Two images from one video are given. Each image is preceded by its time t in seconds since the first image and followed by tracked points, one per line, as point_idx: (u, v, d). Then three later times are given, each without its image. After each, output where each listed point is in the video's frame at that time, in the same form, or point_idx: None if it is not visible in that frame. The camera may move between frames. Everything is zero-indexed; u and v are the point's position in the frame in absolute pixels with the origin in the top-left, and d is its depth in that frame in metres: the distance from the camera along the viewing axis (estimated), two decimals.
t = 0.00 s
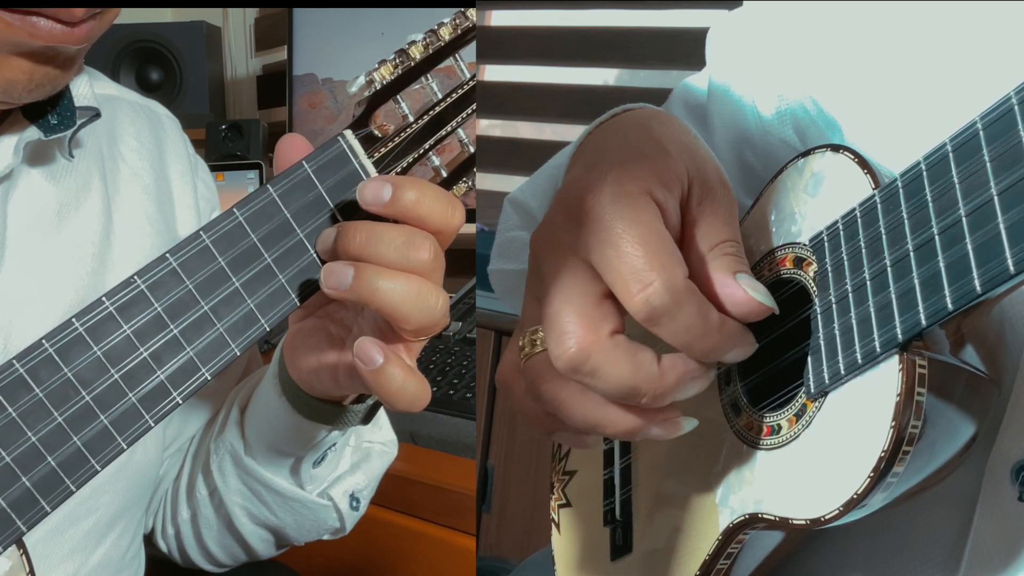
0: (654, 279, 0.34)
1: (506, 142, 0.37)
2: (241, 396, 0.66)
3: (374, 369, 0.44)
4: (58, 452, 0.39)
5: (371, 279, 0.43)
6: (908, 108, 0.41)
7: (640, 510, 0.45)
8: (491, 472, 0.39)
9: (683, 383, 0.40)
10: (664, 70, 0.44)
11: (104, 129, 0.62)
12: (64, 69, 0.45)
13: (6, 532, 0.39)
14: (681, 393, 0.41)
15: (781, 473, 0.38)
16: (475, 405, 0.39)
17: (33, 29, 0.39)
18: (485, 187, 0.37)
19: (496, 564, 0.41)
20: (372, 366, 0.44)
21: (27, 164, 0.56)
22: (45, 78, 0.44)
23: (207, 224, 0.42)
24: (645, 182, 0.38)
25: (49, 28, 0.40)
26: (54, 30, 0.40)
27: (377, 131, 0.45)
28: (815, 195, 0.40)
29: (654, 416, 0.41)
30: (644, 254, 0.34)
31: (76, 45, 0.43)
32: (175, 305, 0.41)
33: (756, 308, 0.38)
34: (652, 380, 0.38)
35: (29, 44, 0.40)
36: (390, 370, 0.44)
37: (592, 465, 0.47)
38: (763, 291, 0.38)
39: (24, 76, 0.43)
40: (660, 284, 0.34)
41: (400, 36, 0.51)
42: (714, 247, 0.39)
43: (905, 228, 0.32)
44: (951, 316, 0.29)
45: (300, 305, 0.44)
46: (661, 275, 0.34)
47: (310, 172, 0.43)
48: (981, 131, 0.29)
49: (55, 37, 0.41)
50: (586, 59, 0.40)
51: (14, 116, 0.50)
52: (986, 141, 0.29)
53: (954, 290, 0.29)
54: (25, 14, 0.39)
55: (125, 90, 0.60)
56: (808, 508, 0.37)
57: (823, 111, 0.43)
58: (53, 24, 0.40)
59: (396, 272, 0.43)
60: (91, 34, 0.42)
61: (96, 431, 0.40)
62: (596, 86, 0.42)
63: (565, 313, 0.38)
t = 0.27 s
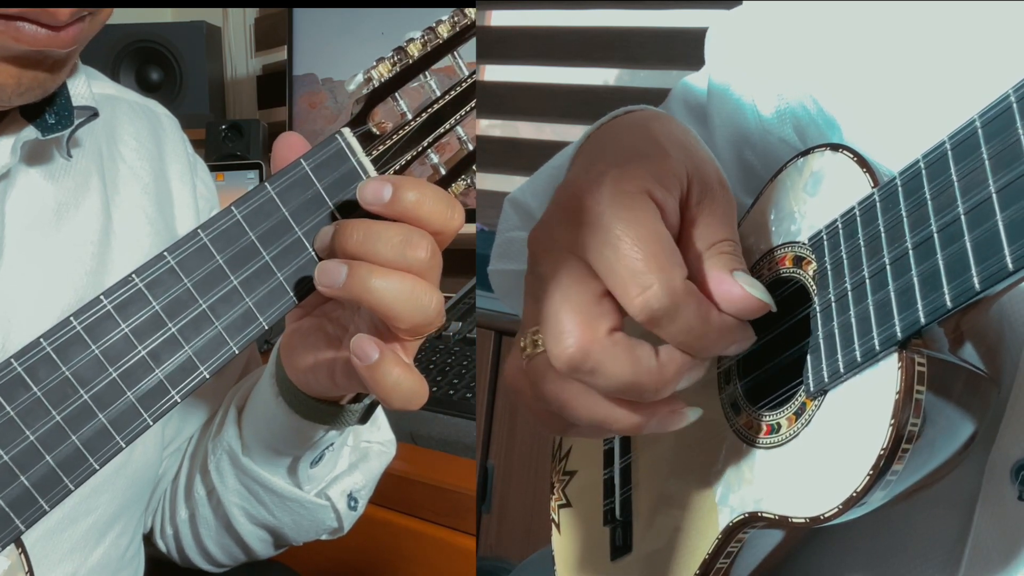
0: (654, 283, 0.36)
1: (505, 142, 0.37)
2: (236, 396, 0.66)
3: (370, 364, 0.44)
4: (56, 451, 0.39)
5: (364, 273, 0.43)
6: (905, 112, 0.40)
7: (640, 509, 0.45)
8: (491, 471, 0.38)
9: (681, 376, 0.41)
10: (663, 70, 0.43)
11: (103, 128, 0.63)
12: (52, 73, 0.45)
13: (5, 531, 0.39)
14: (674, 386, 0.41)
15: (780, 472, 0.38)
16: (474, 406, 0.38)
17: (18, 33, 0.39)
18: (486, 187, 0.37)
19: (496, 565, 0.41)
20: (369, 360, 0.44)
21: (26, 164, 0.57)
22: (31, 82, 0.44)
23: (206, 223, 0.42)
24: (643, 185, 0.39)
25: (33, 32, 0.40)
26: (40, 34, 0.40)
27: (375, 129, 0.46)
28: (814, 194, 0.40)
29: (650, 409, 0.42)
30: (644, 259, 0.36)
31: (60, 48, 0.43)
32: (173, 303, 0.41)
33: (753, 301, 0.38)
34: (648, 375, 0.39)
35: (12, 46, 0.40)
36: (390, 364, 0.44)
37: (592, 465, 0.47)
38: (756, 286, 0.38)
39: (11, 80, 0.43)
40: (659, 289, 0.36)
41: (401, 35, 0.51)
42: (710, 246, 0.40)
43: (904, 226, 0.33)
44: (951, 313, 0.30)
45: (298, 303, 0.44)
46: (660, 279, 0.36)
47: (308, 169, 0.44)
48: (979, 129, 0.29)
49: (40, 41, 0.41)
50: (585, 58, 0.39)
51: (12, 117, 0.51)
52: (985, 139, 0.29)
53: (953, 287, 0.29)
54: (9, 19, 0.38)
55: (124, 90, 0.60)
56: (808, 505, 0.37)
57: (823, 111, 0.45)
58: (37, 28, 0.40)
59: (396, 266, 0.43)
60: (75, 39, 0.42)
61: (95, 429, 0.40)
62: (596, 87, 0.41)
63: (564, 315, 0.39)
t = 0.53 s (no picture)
0: (662, 278, 0.34)
1: (506, 141, 0.38)
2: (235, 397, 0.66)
3: (364, 354, 0.43)
4: (51, 449, 0.40)
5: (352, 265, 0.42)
6: (908, 111, 0.40)
7: (640, 508, 0.45)
8: (491, 472, 0.39)
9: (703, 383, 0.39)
10: (663, 70, 0.44)
11: (98, 127, 0.64)
12: (41, 70, 0.47)
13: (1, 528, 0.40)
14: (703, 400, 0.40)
15: (782, 469, 0.38)
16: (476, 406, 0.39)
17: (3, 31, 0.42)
18: (486, 187, 0.38)
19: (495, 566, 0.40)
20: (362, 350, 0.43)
21: (19, 163, 0.57)
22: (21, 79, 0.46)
23: (201, 219, 0.43)
24: (650, 180, 0.38)
25: (19, 31, 0.42)
26: (24, 31, 0.43)
27: (370, 125, 0.45)
28: (814, 191, 0.40)
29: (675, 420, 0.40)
30: (652, 253, 0.35)
31: (47, 46, 0.45)
32: (168, 300, 0.42)
33: (766, 290, 0.37)
34: (671, 386, 0.38)
35: None
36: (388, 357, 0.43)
37: (591, 464, 0.47)
38: (768, 271, 0.38)
39: None
40: (667, 283, 0.34)
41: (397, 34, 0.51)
42: (717, 241, 0.38)
43: (904, 223, 0.33)
44: (950, 309, 0.30)
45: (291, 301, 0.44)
46: (668, 273, 0.34)
47: (303, 166, 0.44)
48: (978, 125, 0.29)
49: (25, 38, 0.43)
50: (586, 59, 0.39)
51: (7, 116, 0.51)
52: (983, 136, 0.29)
53: (953, 284, 0.29)
54: None
55: (119, 89, 0.63)
56: (809, 501, 0.37)
57: (823, 111, 0.44)
58: (22, 26, 0.42)
59: (379, 261, 0.42)
60: (60, 36, 0.45)
61: (90, 426, 0.41)
62: (596, 87, 0.41)
63: (585, 311, 0.37)
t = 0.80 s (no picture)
0: (678, 270, 0.34)
1: (505, 142, 0.36)
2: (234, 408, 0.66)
3: (270, 369, 0.43)
4: (45, 444, 0.42)
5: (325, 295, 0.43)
6: (904, 107, 0.40)
7: (638, 505, 0.45)
8: (491, 472, 0.37)
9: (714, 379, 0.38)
10: (663, 70, 0.43)
11: (98, 126, 0.66)
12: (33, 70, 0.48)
13: None
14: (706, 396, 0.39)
15: (772, 462, 0.38)
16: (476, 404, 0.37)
17: None
18: (485, 187, 0.36)
19: (496, 565, 0.38)
20: (263, 368, 0.43)
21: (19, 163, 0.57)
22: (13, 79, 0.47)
23: (197, 211, 0.44)
24: (656, 174, 0.37)
25: (11, 32, 0.43)
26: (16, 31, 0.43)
27: (370, 112, 0.48)
28: (804, 186, 0.40)
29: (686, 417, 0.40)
30: (664, 246, 0.35)
31: (40, 46, 0.45)
32: (164, 292, 0.43)
33: (795, 265, 0.36)
34: (703, 377, 0.37)
35: None
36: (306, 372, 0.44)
37: (591, 463, 0.47)
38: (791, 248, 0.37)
39: None
40: (682, 275, 0.34)
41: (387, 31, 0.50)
42: (732, 232, 0.37)
43: (890, 213, 0.32)
44: (937, 298, 0.30)
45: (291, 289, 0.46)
46: (682, 266, 0.34)
47: (300, 155, 0.46)
48: (961, 115, 0.29)
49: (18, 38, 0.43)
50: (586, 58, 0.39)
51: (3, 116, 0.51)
52: (967, 124, 0.29)
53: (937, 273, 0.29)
54: None
55: (118, 87, 0.66)
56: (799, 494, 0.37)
57: (824, 112, 0.43)
58: (13, 26, 0.42)
59: (350, 293, 0.44)
60: (53, 36, 0.45)
61: (85, 421, 0.43)
62: (597, 87, 0.41)
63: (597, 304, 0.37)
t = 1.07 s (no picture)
0: (669, 272, 0.35)
1: (504, 143, 0.37)
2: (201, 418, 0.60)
3: (181, 363, 0.42)
4: (41, 445, 0.42)
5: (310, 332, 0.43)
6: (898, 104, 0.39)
7: (636, 504, 0.45)
8: (491, 472, 0.37)
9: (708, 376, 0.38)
10: (664, 70, 0.42)
11: (102, 125, 0.68)
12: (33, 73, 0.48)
13: None
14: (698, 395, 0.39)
15: (763, 461, 0.38)
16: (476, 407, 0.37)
17: None
18: (484, 188, 0.36)
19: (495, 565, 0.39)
20: (176, 364, 0.42)
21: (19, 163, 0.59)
22: (16, 83, 0.48)
23: (196, 208, 0.45)
24: (648, 177, 0.37)
25: (8, 36, 0.43)
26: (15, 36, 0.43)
27: (373, 106, 0.49)
28: (797, 185, 0.40)
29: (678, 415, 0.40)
30: (655, 248, 0.35)
31: (38, 49, 0.46)
32: (163, 290, 0.44)
33: (791, 269, 0.36)
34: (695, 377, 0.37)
35: None
36: (213, 371, 0.42)
37: (592, 462, 0.46)
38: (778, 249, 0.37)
39: None
40: (674, 277, 0.35)
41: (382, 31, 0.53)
42: (727, 237, 0.37)
43: (880, 211, 0.32)
44: (925, 294, 0.30)
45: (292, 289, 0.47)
46: (674, 267, 0.35)
47: (302, 150, 0.46)
48: (950, 111, 0.29)
49: (18, 42, 0.44)
50: (585, 58, 0.39)
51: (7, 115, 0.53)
52: (955, 121, 0.29)
53: (925, 269, 0.29)
54: None
55: (121, 86, 0.72)
56: (789, 492, 0.37)
57: (822, 110, 0.42)
58: (10, 30, 0.43)
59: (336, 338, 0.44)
60: (51, 38, 0.45)
61: (81, 422, 0.43)
62: (596, 87, 0.40)
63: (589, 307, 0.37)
